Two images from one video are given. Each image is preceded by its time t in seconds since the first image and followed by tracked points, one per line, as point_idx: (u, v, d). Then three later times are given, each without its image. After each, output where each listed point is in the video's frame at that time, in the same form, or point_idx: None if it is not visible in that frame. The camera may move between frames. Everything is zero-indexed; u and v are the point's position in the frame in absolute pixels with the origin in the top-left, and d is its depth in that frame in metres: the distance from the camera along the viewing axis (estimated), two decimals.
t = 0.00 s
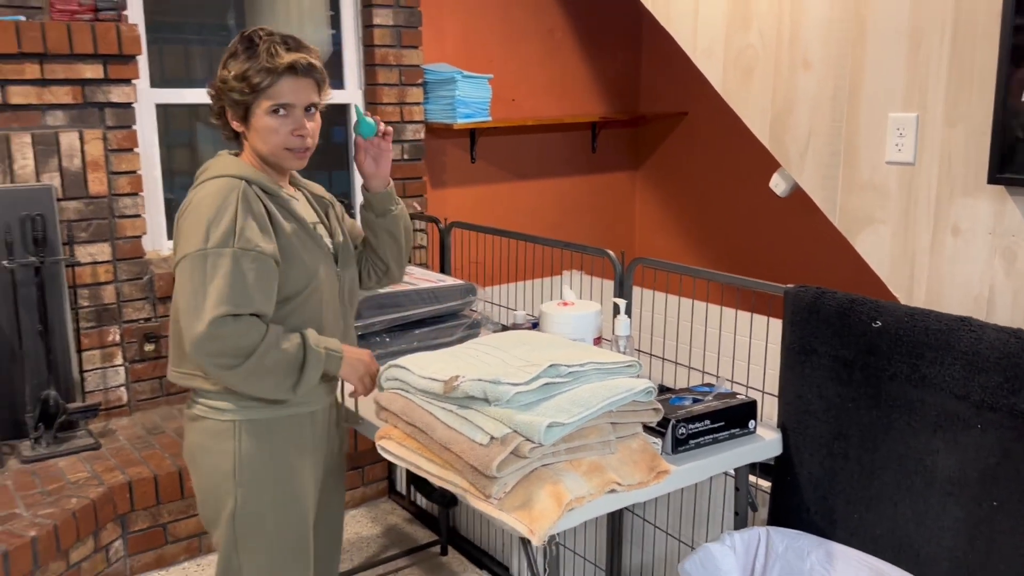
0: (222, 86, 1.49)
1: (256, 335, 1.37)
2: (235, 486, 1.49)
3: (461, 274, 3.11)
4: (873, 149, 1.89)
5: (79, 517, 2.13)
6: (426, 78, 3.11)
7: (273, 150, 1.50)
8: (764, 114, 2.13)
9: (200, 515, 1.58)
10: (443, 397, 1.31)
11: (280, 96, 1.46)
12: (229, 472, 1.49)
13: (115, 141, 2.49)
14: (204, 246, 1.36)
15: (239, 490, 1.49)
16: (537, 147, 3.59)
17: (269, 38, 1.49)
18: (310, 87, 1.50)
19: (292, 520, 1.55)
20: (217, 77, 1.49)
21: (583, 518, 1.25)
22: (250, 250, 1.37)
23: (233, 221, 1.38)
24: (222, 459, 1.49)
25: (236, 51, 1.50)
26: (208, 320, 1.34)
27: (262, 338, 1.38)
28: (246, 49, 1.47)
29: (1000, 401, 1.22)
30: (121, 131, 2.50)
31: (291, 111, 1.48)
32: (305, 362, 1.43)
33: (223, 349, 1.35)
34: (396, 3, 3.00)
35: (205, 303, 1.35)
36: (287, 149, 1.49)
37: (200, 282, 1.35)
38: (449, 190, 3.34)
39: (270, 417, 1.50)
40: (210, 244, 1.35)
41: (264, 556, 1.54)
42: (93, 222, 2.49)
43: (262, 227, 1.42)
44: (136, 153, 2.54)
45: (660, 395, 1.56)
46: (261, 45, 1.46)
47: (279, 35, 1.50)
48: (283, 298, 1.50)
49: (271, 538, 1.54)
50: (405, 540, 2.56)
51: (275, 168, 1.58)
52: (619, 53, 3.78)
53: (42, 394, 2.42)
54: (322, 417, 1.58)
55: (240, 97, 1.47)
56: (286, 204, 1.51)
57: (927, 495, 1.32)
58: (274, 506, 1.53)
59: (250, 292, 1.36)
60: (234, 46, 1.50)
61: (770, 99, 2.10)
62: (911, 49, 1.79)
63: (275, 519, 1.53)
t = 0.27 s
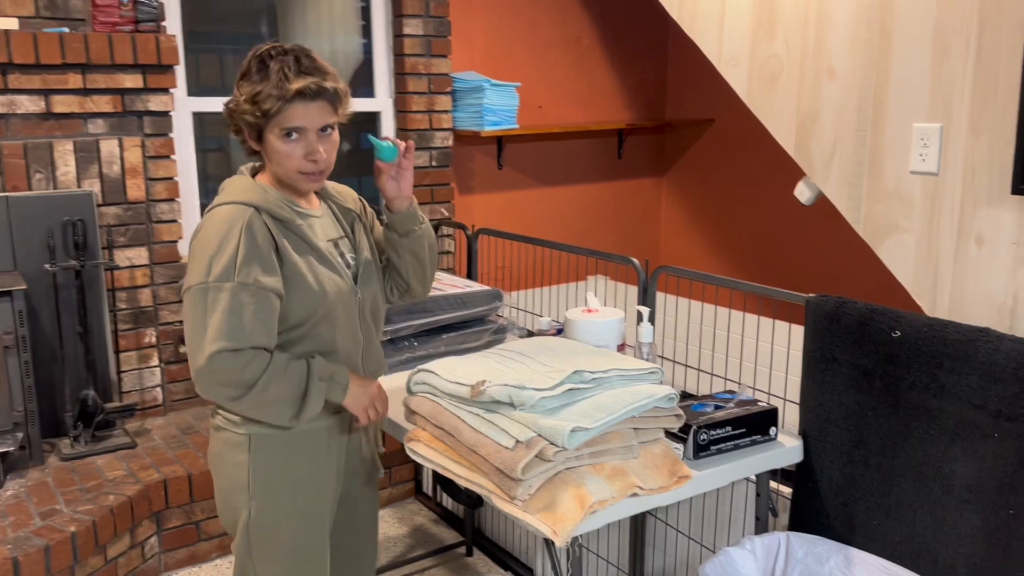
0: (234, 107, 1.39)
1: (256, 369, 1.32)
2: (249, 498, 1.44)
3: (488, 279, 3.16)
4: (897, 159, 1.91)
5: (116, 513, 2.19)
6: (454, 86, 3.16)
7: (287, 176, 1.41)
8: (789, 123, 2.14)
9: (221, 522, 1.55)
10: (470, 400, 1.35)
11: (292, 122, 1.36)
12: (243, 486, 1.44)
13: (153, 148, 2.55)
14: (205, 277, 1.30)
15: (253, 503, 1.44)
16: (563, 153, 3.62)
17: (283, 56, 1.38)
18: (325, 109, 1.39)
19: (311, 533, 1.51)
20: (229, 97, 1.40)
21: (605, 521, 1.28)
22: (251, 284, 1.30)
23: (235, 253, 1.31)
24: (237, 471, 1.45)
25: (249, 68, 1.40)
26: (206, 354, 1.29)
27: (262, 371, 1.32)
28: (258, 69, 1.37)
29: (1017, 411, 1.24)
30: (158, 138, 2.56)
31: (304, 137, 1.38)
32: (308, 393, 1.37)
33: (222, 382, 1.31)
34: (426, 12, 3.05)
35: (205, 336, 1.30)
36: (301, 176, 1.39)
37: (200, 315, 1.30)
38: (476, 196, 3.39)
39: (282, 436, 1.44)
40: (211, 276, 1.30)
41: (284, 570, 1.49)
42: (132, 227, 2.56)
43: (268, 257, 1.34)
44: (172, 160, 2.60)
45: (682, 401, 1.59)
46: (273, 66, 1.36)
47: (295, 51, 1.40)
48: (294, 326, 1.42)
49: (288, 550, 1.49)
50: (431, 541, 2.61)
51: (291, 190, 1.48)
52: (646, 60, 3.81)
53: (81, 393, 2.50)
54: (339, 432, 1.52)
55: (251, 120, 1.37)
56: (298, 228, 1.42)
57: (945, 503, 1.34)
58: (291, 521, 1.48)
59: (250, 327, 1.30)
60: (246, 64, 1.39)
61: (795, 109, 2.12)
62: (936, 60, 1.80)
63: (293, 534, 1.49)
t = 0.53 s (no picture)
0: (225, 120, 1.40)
1: (244, 390, 1.34)
2: (245, 504, 1.47)
3: (501, 280, 3.17)
4: (911, 161, 1.89)
5: (131, 509, 2.21)
6: (469, 88, 3.17)
7: (276, 191, 1.41)
8: (801, 125, 2.12)
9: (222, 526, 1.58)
10: (474, 400, 1.36)
11: (277, 140, 1.36)
12: (239, 491, 1.47)
13: (170, 149, 2.57)
14: (194, 298, 1.32)
15: (250, 508, 1.47)
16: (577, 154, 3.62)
17: (273, 71, 1.38)
18: (315, 127, 1.38)
19: (311, 534, 1.53)
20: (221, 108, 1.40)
21: (607, 521, 1.29)
22: (238, 308, 1.32)
23: (223, 277, 1.32)
24: (234, 478, 1.48)
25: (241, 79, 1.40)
26: (193, 375, 1.31)
27: (249, 392, 1.35)
28: (248, 83, 1.37)
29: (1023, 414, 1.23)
30: (175, 139, 2.57)
31: (291, 155, 1.37)
32: (296, 412, 1.40)
33: (208, 402, 1.33)
34: (441, 14, 3.06)
35: (192, 356, 1.32)
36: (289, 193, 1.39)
37: (187, 336, 1.32)
38: (490, 198, 3.40)
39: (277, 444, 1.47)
40: (199, 298, 1.31)
41: (283, 571, 1.52)
42: (149, 226, 2.58)
43: (258, 279, 1.36)
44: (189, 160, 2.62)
45: (688, 403, 1.60)
46: (260, 82, 1.35)
47: (286, 66, 1.39)
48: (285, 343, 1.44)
49: (285, 555, 1.51)
50: (441, 540, 2.62)
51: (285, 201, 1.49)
52: (662, 62, 3.79)
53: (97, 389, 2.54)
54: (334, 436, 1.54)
55: (240, 135, 1.37)
56: (292, 246, 1.43)
57: (949, 506, 1.33)
58: (290, 522, 1.50)
59: (237, 350, 1.32)
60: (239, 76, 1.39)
61: (808, 110, 2.10)
62: (950, 61, 1.78)
63: (292, 535, 1.51)
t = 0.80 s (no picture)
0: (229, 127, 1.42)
1: (253, 399, 1.36)
2: (258, 507, 1.48)
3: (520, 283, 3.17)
4: (932, 163, 1.83)
5: (151, 507, 2.24)
6: (489, 90, 3.17)
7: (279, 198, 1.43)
8: (822, 128, 2.08)
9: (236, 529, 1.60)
10: (483, 402, 1.37)
11: (279, 149, 1.38)
12: (253, 494, 1.48)
13: (193, 151, 2.59)
14: (202, 308, 1.34)
15: (263, 510, 1.48)
16: (599, 157, 3.60)
17: (275, 80, 1.39)
18: (317, 136, 1.39)
19: (323, 535, 1.54)
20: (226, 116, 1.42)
21: (613, 525, 1.28)
22: (244, 317, 1.34)
23: (230, 286, 1.34)
24: (246, 481, 1.49)
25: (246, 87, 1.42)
26: (202, 385, 1.33)
27: (257, 400, 1.36)
28: (252, 92, 1.38)
29: None
30: (199, 142, 2.60)
31: (293, 163, 1.39)
32: (305, 418, 1.41)
33: (218, 411, 1.35)
34: (462, 17, 3.06)
35: (201, 366, 1.34)
36: (291, 201, 1.41)
37: (195, 346, 1.34)
38: (511, 199, 3.39)
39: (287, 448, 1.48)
40: (206, 307, 1.33)
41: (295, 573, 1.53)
42: (172, 228, 2.61)
43: (265, 287, 1.37)
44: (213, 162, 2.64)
45: (700, 407, 1.59)
46: (262, 91, 1.37)
47: (290, 75, 1.40)
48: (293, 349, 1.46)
49: (298, 558, 1.52)
50: (458, 541, 2.63)
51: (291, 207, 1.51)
52: (684, 64, 3.76)
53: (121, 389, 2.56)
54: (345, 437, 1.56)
55: (242, 143, 1.40)
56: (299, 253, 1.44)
57: (963, 515, 1.32)
58: (302, 524, 1.51)
59: (244, 359, 1.34)
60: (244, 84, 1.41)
61: (829, 112, 2.05)
62: (972, 60, 1.72)
63: (305, 536, 1.52)
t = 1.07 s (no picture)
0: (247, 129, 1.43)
1: (266, 401, 1.37)
2: (271, 507, 1.50)
3: (536, 284, 3.17)
4: (950, 166, 1.80)
5: (168, 505, 2.26)
6: (506, 93, 3.17)
7: (295, 200, 1.45)
8: (839, 130, 2.05)
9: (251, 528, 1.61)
10: (492, 404, 1.37)
11: (296, 152, 1.39)
12: (266, 495, 1.50)
13: (212, 154, 2.62)
14: (216, 310, 1.35)
15: (276, 511, 1.50)
16: (616, 159, 3.59)
17: (295, 84, 1.40)
18: (334, 141, 1.40)
19: (335, 535, 1.55)
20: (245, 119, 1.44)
21: (622, 528, 1.29)
22: (259, 320, 1.35)
23: (244, 290, 1.35)
24: (260, 482, 1.50)
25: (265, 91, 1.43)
26: (217, 387, 1.35)
27: (271, 401, 1.38)
28: (270, 96, 1.40)
29: None
30: (218, 144, 2.62)
31: (309, 167, 1.40)
32: (318, 419, 1.43)
33: (232, 413, 1.37)
34: (479, 20, 3.06)
35: (216, 368, 1.35)
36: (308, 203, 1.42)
37: (210, 348, 1.35)
38: (527, 201, 3.39)
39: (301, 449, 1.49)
40: (221, 310, 1.34)
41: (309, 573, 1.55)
42: (191, 229, 2.63)
43: (279, 290, 1.39)
44: (231, 164, 2.66)
45: (711, 410, 1.58)
46: (281, 95, 1.38)
47: (309, 80, 1.42)
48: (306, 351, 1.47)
49: (311, 558, 1.54)
50: (471, 542, 2.63)
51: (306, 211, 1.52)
52: (703, 66, 3.74)
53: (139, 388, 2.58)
54: (359, 437, 1.56)
55: (260, 145, 1.41)
56: (312, 256, 1.45)
57: (976, 520, 1.31)
58: (313, 523, 1.52)
59: (258, 361, 1.35)
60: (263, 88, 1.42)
61: (846, 114, 2.02)
62: (991, 61, 1.69)
63: (317, 536, 1.53)
